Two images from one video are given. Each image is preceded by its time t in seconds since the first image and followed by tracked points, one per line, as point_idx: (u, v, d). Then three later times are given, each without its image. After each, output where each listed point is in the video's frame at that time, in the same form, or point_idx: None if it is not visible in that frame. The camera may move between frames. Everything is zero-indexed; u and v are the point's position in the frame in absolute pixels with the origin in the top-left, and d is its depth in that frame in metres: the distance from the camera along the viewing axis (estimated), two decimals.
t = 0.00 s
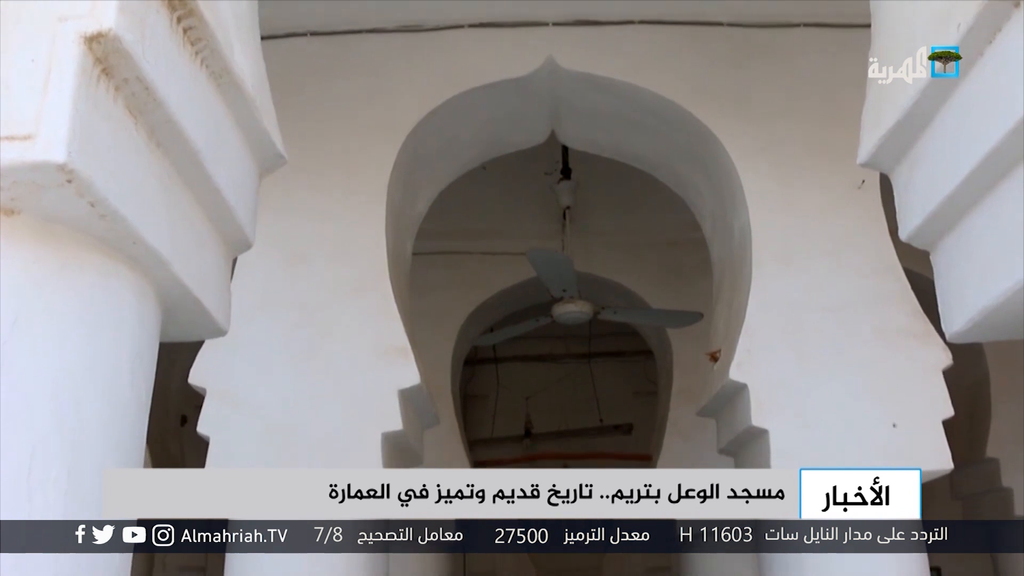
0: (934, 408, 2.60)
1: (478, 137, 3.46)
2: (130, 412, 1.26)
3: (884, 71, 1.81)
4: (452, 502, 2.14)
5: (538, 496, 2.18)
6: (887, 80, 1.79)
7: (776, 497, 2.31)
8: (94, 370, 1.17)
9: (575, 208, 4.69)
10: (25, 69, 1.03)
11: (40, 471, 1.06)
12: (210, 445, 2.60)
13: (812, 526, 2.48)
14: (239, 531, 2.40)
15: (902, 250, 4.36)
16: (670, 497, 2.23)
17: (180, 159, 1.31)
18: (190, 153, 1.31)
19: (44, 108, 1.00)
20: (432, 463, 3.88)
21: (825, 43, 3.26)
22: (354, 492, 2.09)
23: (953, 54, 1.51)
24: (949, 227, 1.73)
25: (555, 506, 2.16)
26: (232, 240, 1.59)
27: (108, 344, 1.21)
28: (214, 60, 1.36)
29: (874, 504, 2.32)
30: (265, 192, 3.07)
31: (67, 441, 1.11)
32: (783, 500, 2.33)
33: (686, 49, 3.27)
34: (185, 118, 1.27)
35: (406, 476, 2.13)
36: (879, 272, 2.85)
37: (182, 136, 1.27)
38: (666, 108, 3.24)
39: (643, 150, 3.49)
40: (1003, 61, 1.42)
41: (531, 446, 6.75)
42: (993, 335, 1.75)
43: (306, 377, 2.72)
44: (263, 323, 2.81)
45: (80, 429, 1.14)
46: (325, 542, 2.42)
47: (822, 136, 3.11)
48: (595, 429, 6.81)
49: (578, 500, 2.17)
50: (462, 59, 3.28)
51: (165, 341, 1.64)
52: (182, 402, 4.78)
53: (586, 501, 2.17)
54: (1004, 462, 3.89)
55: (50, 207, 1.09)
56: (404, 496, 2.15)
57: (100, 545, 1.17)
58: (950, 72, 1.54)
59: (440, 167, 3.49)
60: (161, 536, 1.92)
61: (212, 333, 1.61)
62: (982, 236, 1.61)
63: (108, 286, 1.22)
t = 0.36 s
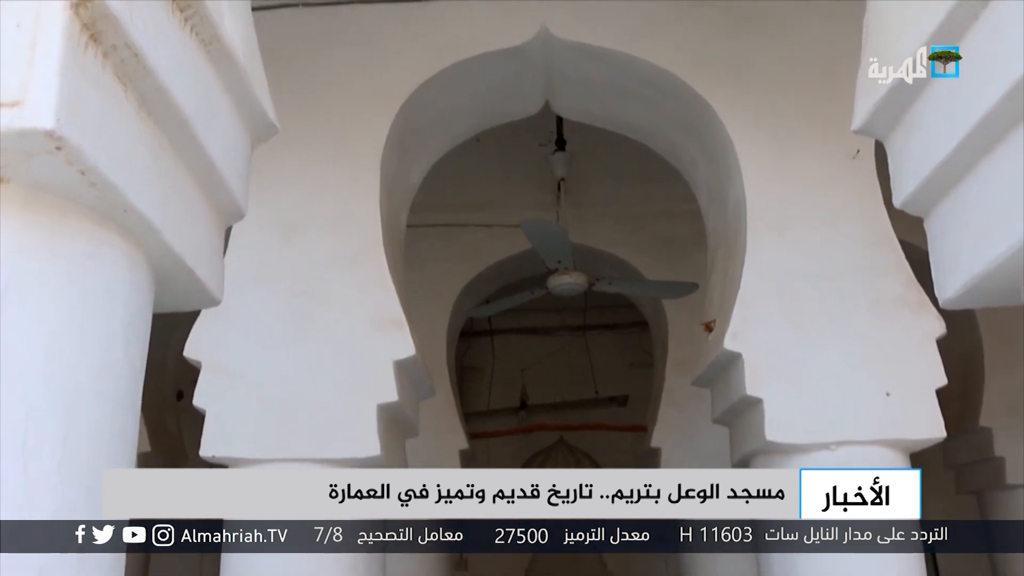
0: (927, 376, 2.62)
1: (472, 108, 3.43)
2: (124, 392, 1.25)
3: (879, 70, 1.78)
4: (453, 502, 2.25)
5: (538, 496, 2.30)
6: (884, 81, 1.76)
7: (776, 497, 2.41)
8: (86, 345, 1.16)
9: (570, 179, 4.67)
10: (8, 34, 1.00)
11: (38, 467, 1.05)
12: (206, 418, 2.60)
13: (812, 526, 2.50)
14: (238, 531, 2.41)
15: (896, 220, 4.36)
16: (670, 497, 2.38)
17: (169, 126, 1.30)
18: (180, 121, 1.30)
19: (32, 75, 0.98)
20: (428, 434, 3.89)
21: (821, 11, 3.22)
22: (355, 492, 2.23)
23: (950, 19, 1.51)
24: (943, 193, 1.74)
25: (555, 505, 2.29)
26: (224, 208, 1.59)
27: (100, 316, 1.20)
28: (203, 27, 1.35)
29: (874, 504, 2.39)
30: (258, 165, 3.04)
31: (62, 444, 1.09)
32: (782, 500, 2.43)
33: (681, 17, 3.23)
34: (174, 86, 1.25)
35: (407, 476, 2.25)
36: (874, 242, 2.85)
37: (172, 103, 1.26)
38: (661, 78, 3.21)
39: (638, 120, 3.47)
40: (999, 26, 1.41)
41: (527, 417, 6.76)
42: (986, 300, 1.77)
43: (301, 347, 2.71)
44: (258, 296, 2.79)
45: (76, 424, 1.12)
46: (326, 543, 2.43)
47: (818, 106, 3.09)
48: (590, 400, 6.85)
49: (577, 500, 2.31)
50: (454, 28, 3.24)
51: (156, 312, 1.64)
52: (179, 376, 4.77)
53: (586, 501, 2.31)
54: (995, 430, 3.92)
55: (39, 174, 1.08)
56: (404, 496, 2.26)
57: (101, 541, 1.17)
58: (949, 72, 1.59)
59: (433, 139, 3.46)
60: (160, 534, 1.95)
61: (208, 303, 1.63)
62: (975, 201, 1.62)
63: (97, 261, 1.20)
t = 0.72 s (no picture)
0: (925, 362, 2.62)
1: (473, 88, 3.41)
2: (124, 370, 1.25)
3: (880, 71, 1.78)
4: (453, 503, 2.08)
5: (539, 496, 2.09)
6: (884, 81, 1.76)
7: (776, 497, 2.34)
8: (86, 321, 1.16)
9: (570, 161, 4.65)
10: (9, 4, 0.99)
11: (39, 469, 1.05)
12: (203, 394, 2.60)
13: (812, 526, 2.53)
14: (238, 531, 2.40)
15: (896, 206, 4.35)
16: (671, 497, 2.22)
17: (170, 100, 1.30)
18: (181, 94, 1.29)
19: (31, 46, 0.98)
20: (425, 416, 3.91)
21: None
22: (354, 492, 2.12)
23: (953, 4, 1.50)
24: (945, 176, 1.73)
25: (555, 506, 2.07)
26: (225, 183, 1.58)
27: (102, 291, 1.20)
28: None
29: (874, 504, 2.35)
30: (256, 143, 3.02)
31: (61, 438, 1.09)
32: (782, 500, 2.36)
33: None
34: (176, 59, 1.24)
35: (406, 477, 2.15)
36: (875, 228, 2.84)
37: (174, 76, 1.25)
38: (663, 61, 3.19)
39: (640, 102, 3.45)
40: (1002, 10, 1.41)
41: (525, 399, 6.69)
42: (984, 286, 1.76)
43: (299, 327, 2.71)
44: (256, 274, 2.78)
45: (78, 419, 1.12)
46: (326, 542, 2.46)
47: (819, 90, 3.08)
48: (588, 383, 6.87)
49: (578, 500, 2.09)
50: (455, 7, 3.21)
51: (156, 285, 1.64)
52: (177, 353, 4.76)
53: (586, 501, 2.12)
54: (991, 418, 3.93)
55: (39, 144, 1.07)
56: (405, 496, 2.17)
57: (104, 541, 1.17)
58: (949, 72, 1.59)
59: (433, 119, 3.45)
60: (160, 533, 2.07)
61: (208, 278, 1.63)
62: (977, 183, 1.62)
63: (97, 235, 1.20)
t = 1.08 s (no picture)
0: (919, 335, 2.63)
1: (468, 60, 3.38)
2: (121, 342, 1.25)
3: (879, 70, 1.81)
4: (453, 502, 2.09)
5: (538, 495, 2.13)
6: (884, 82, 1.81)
7: (776, 497, 2.37)
8: (83, 290, 1.16)
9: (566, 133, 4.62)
10: None
11: (38, 454, 1.05)
12: (200, 368, 2.60)
13: (812, 526, 2.54)
14: (238, 531, 2.42)
15: (892, 179, 4.34)
16: (671, 497, 2.22)
17: (164, 66, 1.29)
18: (175, 61, 1.28)
19: (22, 9, 0.96)
20: (422, 386, 3.90)
21: None
22: (354, 492, 2.15)
23: None
24: (944, 145, 1.73)
25: (555, 506, 2.13)
26: (220, 148, 1.57)
27: (98, 263, 1.20)
28: None
29: (874, 504, 2.39)
30: (249, 114, 2.99)
31: (59, 421, 1.09)
32: (782, 500, 2.40)
33: None
34: (170, 26, 1.23)
35: (406, 476, 2.11)
36: (873, 201, 2.83)
37: (168, 44, 1.24)
38: (660, 32, 3.16)
39: (637, 74, 3.42)
40: None
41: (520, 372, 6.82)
42: (979, 257, 1.77)
43: (295, 298, 2.70)
44: (251, 247, 2.76)
45: (77, 401, 1.12)
46: (326, 542, 2.49)
47: (817, 61, 3.05)
48: (583, 356, 6.90)
49: (578, 501, 2.15)
50: None
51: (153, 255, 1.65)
52: (173, 325, 4.76)
53: (586, 501, 2.17)
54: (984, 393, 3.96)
55: (32, 110, 1.06)
56: (404, 496, 2.12)
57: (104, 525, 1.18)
58: (949, 72, 1.59)
59: (428, 91, 3.41)
60: (159, 536, 2.14)
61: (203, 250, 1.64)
62: (974, 153, 1.62)
63: (93, 203, 1.19)
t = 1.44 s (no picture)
0: (919, 316, 2.63)
1: (466, 40, 3.35)
2: (121, 322, 1.26)
3: (880, 69, 1.86)
4: (453, 502, 2.04)
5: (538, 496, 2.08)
6: (885, 82, 1.86)
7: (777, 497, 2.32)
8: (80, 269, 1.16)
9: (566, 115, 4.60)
10: None
11: (37, 439, 1.06)
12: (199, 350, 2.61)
13: (812, 526, 2.57)
14: (238, 531, 2.43)
15: (893, 160, 4.32)
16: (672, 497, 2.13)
17: (162, 43, 1.28)
18: (173, 39, 1.28)
19: None
20: (422, 368, 3.91)
21: None
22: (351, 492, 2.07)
23: None
24: (947, 122, 1.72)
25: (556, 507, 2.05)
26: (218, 127, 1.57)
27: (97, 243, 1.20)
28: None
29: (874, 504, 2.37)
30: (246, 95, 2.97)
31: (59, 410, 1.09)
32: (783, 499, 2.34)
33: None
34: (168, 3, 1.23)
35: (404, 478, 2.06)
36: (874, 183, 2.81)
37: (166, 21, 1.24)
38: (660, 12, 3.13)
39: (637, 55, 3.39)
40: None
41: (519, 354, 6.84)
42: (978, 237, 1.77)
43: (294, 280, 2.69)
44: (249, 228, 2.75)
45: (75, 386, 1.12)
46: (326, 542, 2.51)
47: (818, 41, 3.03)
48: (582, 338, 6.91)
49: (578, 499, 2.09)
50: None
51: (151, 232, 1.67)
52: (173, 308, 4.76)
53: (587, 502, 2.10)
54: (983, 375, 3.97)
55: (30, 86, 1.06)
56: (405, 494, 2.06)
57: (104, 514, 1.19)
58: (949, 72, 1.60)
59: (427, 72, 3.39)
60: (162, 532, 2.19)
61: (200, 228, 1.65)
62: (976, 131, 1.61)
63: (91, 183, 1.19)
